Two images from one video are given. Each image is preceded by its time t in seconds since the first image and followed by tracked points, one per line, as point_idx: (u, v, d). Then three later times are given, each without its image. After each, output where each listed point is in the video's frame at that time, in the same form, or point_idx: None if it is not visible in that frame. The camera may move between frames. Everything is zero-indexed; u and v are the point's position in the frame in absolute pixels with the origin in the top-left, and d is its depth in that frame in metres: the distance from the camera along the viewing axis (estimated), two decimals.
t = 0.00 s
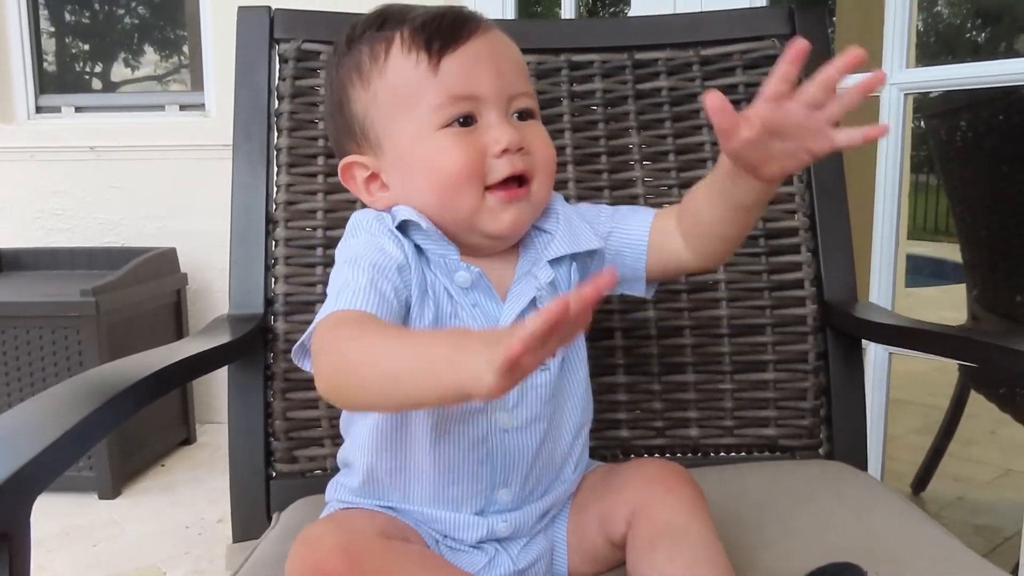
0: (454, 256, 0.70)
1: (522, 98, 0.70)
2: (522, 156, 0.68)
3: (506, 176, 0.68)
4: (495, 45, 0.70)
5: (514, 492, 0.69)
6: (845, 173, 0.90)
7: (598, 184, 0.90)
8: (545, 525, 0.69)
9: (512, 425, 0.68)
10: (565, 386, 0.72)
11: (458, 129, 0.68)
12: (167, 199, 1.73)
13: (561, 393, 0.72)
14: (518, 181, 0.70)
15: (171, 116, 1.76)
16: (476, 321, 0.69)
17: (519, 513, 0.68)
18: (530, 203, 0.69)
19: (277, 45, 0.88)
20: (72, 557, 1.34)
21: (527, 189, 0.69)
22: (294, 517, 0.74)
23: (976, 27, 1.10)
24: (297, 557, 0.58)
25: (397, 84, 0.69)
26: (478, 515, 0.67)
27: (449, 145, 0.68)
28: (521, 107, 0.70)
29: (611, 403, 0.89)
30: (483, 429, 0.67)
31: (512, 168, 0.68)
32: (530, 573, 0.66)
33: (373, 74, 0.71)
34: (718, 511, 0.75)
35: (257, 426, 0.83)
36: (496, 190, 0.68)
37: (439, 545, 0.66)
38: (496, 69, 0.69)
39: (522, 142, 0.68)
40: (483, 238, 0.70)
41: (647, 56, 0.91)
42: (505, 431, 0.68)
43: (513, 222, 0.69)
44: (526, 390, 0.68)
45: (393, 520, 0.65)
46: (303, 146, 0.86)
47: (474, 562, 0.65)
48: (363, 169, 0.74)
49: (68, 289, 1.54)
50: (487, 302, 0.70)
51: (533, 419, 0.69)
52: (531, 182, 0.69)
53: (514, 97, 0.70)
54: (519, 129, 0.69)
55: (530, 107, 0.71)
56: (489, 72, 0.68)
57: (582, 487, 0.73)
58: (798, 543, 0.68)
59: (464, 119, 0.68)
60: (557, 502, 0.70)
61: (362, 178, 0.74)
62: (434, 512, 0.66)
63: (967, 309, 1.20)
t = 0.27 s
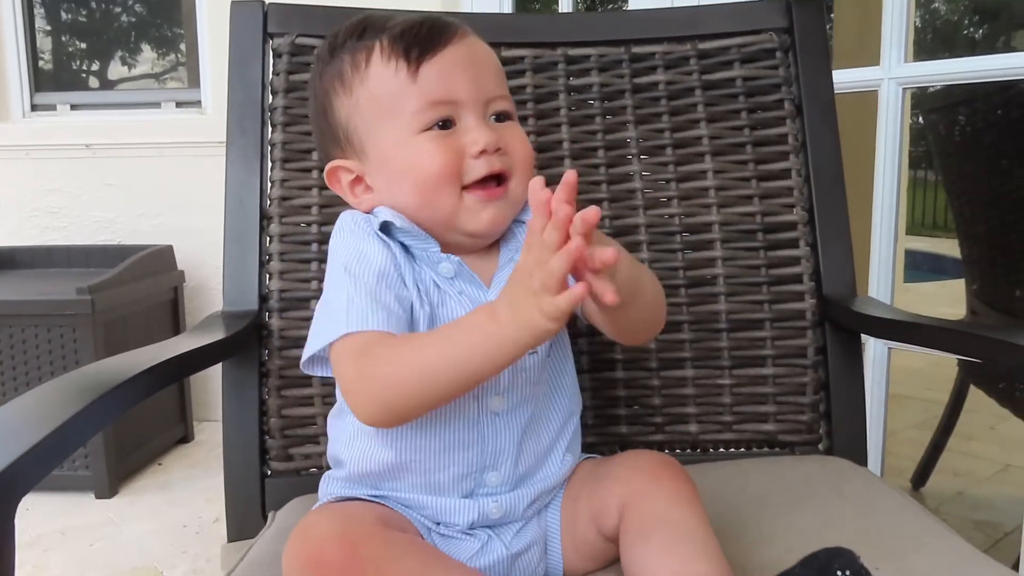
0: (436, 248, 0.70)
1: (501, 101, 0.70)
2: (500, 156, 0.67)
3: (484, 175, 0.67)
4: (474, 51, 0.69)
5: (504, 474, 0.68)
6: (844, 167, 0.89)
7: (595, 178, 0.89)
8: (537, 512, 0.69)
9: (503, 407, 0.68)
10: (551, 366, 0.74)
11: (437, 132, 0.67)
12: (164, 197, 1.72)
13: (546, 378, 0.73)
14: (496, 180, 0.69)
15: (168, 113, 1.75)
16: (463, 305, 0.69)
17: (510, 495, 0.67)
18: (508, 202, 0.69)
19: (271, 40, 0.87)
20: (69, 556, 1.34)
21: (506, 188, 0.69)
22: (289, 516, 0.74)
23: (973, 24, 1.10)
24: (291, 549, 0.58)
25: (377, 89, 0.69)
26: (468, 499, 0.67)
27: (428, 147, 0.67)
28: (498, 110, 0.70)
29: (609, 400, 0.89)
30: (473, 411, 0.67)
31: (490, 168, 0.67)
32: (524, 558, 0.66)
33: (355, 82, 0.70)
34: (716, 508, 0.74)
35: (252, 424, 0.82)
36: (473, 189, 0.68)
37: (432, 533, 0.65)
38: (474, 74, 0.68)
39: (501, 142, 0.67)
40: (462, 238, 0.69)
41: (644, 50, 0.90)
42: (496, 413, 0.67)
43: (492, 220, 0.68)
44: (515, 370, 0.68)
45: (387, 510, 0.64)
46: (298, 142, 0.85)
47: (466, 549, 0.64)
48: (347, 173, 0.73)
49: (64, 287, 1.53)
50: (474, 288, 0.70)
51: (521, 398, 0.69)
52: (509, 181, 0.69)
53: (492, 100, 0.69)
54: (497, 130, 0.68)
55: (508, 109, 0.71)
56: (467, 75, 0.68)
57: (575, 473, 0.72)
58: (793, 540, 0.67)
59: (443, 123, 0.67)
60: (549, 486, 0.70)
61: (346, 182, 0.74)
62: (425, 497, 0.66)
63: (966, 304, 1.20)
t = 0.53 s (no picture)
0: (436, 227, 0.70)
1: (495, 84, 0.69)
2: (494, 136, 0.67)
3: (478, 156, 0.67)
4: (466, 37, 0.69)
5: (506, 458, 0.68)
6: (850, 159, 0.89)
7: (600, 170, 0.89)
8: (542, 501, 0.69)
9: (501, 386, 0.68)
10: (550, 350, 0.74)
11: (431, 114, 0.67)
12: (166, 189, 1.72)
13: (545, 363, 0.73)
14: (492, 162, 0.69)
15: (169, 105, 1.75)
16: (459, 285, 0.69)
17: (514, 482, 0.67)
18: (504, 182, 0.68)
19: (273, 31, 0.87)
20: (75, 548, 1.34)
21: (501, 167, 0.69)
22: (295, 508, 0.74)
23: (977, 13, 1.09)
24: (301, 535, 0.58)
25: (370, 78, 0.69)
26: (471, 485, 0.67)
27: (422, 130, 0.67)
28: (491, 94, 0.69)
29: (613, 392, 0.88)
30: (470, 391, 0.68)
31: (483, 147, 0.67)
32: (530, 547, 0.65)
33: (350, 73, 0.71)
34: (720, 499, 0.74)
35: (256, 417, 0.82)
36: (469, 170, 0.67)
37: (437, 522, 0.65)
38: (465, 57, 0.68)
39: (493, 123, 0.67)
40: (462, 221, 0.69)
41: (648, 40, 0.90)
42: (494, 392, 0.68)
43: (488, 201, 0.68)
44: (510, 350, 0.70)
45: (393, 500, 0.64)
46: (301, 134, 0.85)
47: (471, 537, 0.64)
48: (346, 162, 0.73)
49: (67, 280, 1.53)
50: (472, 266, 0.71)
51: (520, 380, 0.70)
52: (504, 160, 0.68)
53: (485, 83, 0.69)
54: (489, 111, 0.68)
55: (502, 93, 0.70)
56: (459, 59, 0.68)
57: (578, 460, 0.72)
58: (798, 534, 0.67)
59: (437, 106, 0.67)
60: (553, 475, 0.70)
61: (346, 172, 0.74)
62: (429, 485, 0.66)
63: (969, 295, 1.20)
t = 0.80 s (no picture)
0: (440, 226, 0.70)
1: (504, 81, 0.70)
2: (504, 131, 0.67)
3: (488, 150, 0.67)
4: (475, 35, 0.70)
5: (517, 455, 0.68)
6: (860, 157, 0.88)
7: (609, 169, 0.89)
8: (552, 499, 0.69)
9: (510, 383, 0.69)
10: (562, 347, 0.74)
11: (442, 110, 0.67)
12: (173, 187, 1.72)
13: (558, 360, 0.73)
14: (502, 157, 0.69)
15: (176, 103, 1.75)
16: (470, 282, 0.69)
17: (524, 481, 0.67)
18: (514, 176, 0.68)
19: (283, 30, 0.87)
20: (84, 544, 1.35)
21: (511, 163, 0.68)
22: (306, 506, 0.74)
23: (985, 9, 1.09)
24: (313, 534, 0.58)
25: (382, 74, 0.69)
26: (482, 484, 0.67)
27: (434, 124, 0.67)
28: (500, 91, 0.70)
29: (622, 391, 0.89)
30: (480, 390, 0.68)
31: (493, 143, 0.67)
32: (541, 547, 0.65)
33: (361, 68, 0.71)
34: (729, 498, 0.74)
35: (267, 415, 0.83)
36: (479, 164, 0.67)
37: (448, 521, 0.65)
38: (475, 54, 0.69)
39: (504, 118, 0.67)
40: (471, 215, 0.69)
41: (658, 39, 0.90)
42: (504, 389, 0.68)
43: (499, 195, 0.68)
44: (520, 347, 0.70)
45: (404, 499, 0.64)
46: (310, 133, 0.85)
47: (483, 536, 0.64)
48: (355, 159, 0.73)
49: (75, 277, 1.54)
50: (479, 265, 0.70)
51: (530, 378, 0.69)
52: (514, 156, 0.68)
53: (494, 80, 0.69)
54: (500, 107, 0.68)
55: (510, 91, 0.71)
56: (469, 56, 0.68)
57: (588, 458, 0.72)
58: (807, 533, 0.67)
59: (448, 101, 0.67)
60: (563, 473, 0.70)
61: (356, 168, 0.73)
62: (440, 484, 0.66)
63: (978, 293, 1.19)
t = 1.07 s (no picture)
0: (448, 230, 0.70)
1: (513, 84, 0.70)
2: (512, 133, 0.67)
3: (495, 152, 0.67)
4: (485, 38, 0.70)
5: (520, 459, 0.68)
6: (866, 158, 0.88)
7: (614, 169, 0.89)
8: (554, 499, 0.69)
9: (514, 390, 0.69)
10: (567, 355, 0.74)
11: (451, 111, 0.67)
12: (180, 185, 1.73)
13: (562, 367, 0.73)
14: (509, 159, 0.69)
15: (183, 102, 1.76)
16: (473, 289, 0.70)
17: (527, 481, 0.68)
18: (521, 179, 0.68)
19: (290, 29, 0.87)
20: (90, 540, 1.36)
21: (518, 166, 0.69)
22: (309, 504, 0.74)
23: (993, 9, 1.08)
24: (316, 533, 0.58)
25: (392, 75, 0.69)
26: (484, 485, 0.67)
27: (442, 127, 0.67)
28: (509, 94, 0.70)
29: (626, 391, 0.89)
30: (483, 394, 0.68)
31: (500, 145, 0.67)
32: (543, 545, 0.66)
33: (371, 69, 0.71)
34: (732, 498, 0.74)
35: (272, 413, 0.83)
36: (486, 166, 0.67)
37: (450, 520, 0.65)
38: (485, 57, 0.69)
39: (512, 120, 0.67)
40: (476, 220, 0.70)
41: (663, 39, 0.90)
42: (507, 396, 0.69)
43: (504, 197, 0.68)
44: (523, 354, 0.70)
45: (408, 498, 0.65)
46: (317, 132, 0.86)
47: (484, 534, 0.65)
48: (364, 159, 0.73)
49: (82, 275, 1.55)
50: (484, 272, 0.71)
51: (534, 383, 0.70)
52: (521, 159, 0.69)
53: (504, 82, 0.69)
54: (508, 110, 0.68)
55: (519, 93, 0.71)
56: (478, 57, 0.68)
57: (589, 460, 0.72)
58: (809, 535, 0.67)
59: (457, 103, 0.68)
60: (565, 474, 0.70)
61: (363, 169, 0.74)
62: (442, 484, 0.66)
63: (984, 295, 1.19)
